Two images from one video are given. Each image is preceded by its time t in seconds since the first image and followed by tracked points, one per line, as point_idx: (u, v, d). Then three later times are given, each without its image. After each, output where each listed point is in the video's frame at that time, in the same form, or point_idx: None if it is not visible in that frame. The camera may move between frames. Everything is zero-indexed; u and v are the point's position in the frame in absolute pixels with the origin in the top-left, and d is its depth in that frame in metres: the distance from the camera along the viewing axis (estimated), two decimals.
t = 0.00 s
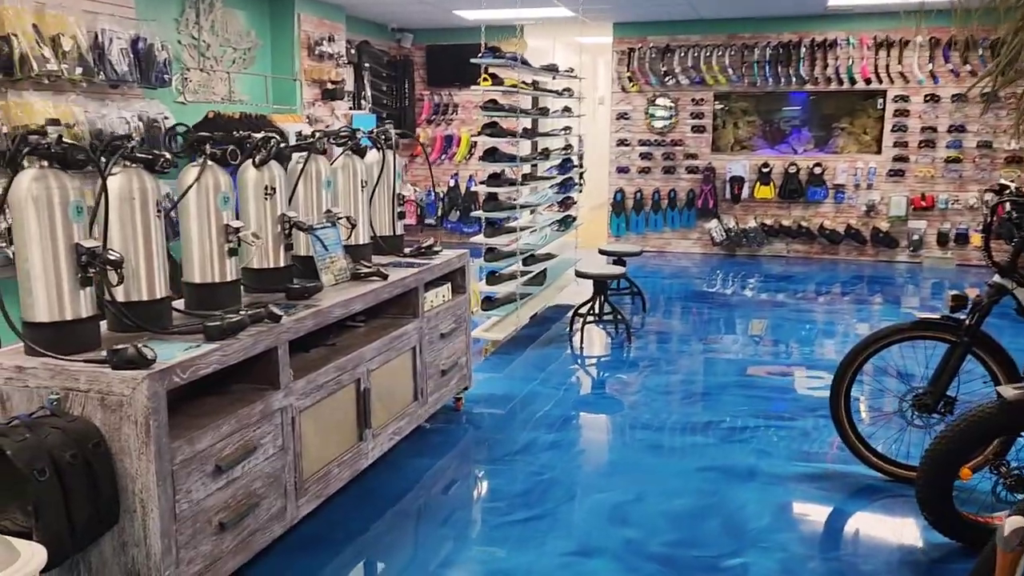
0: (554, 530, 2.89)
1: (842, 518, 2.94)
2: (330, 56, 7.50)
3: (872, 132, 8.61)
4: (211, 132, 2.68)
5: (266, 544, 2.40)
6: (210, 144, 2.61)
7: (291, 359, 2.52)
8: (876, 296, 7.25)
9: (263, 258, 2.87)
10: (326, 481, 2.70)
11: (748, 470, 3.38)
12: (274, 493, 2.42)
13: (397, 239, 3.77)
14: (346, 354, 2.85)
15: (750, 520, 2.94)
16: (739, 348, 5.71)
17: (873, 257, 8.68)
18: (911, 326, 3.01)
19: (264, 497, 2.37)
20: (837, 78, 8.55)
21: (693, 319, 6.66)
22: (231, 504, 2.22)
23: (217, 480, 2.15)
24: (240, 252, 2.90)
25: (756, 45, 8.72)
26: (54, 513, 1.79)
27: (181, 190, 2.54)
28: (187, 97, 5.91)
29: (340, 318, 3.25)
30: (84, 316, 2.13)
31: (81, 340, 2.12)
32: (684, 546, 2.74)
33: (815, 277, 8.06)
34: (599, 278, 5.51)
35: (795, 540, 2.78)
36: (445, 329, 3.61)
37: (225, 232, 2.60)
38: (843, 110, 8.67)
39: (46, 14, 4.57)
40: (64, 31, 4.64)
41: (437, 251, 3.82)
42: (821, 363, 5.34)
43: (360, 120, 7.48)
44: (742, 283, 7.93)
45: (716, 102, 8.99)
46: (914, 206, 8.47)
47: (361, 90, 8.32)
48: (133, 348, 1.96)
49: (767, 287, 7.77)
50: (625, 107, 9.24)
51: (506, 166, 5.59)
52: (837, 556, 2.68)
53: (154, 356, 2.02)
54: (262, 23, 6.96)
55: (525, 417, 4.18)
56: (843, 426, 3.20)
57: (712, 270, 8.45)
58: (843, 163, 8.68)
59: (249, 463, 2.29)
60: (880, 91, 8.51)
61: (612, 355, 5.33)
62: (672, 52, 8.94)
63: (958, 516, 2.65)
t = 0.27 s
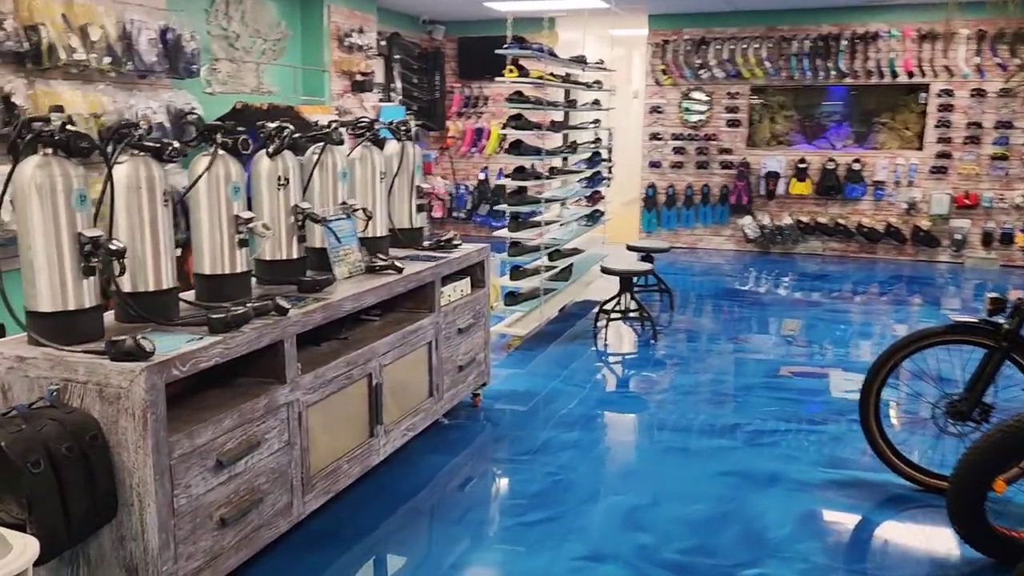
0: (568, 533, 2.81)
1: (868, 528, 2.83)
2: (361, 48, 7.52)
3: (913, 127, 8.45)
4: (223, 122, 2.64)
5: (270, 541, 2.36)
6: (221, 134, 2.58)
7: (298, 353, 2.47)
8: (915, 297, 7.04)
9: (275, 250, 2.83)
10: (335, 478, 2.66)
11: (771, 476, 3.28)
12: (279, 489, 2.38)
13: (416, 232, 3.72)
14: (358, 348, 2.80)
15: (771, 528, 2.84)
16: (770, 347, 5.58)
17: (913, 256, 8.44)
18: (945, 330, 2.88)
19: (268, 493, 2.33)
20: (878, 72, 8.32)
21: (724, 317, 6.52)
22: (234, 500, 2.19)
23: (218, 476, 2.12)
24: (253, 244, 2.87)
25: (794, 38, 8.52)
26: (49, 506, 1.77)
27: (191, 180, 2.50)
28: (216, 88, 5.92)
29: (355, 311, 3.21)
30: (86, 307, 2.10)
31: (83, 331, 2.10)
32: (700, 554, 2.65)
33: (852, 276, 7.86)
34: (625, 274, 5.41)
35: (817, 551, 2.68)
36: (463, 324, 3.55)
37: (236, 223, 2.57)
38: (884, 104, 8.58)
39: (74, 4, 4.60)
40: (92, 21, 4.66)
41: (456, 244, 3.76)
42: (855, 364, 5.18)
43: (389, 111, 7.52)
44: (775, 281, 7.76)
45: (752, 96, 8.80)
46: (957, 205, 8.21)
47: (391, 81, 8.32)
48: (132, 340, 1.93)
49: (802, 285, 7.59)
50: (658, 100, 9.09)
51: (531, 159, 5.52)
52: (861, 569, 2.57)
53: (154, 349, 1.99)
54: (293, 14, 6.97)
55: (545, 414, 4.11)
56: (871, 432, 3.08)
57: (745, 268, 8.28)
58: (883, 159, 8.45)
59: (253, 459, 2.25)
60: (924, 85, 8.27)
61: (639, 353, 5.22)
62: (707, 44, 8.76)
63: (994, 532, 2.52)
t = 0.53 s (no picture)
0: (573, 539, 2.75)
1: (885, 543, 2.72)
2: (386, 43, 7.55)
3: (951, 127, 8.28)
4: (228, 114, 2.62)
5: (265, 540, 2.33)
6: (226, 126, 2.55)
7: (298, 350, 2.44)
8: (950, 302, 6.84)
9: (281, 244, 2.80)
10: (335, 477, 2.62)
11: (786, 485, 3.18)
12: (276, 488, 2.34)
13: (429, 229, 3.68)
14: (362, 346, 2.76)
15: (784, 540, 2.75)
16: (795, 351, 5.45)
17: (948, 260, 8.22)
18: (972, 338, 2.75)
19: (264, 492, 2.30)
20: (915, 70, 8.12)
21: (750, 319, 6.39)
22: (227, 498, 2.15)
23: (211, 473, 2.08)
24: (260, 238, 2.84)
25: (829, 35, 8.34)
26: (34, 501, 1.75)
27: (195, 173, 2.48)
28: (240, 83, 5.93)
29: (364, 308, 3.17)
30: (82, 300, 2.08)
31: (78, 324, 2.07)
32: (707, 565, 2.57)
33: (883, 279, 7.67)
34: (645, 275, 5.32)
35: (830, 565, 2.58)
36: (475, 322, 3.50)
37: (239, 216, 2.54)
38: (921, 103, 8.44)
39: None
40: (115, 14, 4.69)
41: (470, 242, 3.71)
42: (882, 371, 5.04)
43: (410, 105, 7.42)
44: (805, 283, 7.60)
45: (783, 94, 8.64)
46: (994, 208, 7.98)
47: (416, 77, 8.33)
48: (123, 335, 1.90)
49: (831, 288, 7.43)
50: (688, 98, 8.96)
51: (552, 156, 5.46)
52: None
53: (146, 344, 1.96)
54: (319, 9, 6.97)
55: (558, 415, 4.04)
56: (892, 442, 2.96)
57: (774, 269, 8.12)
58: (918, 160, 8.24)
59: (248, 457, 2.21)
60: (962, 85, 8.05)
61: (659, 354, 5.13)
62: (739, 41, 8.60)
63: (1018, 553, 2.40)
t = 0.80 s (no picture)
0: (575, 543, 2.67)
1: (900, 553, 2.61)
2: (408, 39, 7.53)
3: (983, 129, 8.01)
4: (228, 105, 2.58)
5: (258, 537, 2.27)
6: (225, 117, 2.52)
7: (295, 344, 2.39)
8: (981, 306, 6.65)
9: (284, 237, 2.76)
10: (334, 475, 2.56)
11: (800, 491, 3.07)
12: (270, 484, 2.29)
13: (439, 224, 3.62)
14: (363, 341, 2.71)
15: (795, 547, 2.65)
16: (817, 354, 5.31)
17: (980, 263, 8.01)
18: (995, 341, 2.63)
19: (257, 488, 2.24)
20: (947, 69, 7.93)
21: (772, 321, 6.26)
22: (217, 494, 2.10)
23: (200, 468, 2.04)
24: (262, 231, 2.79)
25: (858, 33, 8.16)
26: (12, 492, 1.71)
27: (193, 163, 2.44)
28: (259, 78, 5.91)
29: (369, 304, 3.12)
30: (71, 289, 2.04)
31: (67, 314, 2.04)
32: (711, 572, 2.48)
33: (912, 282, 7.49)
34: (663, 275, 5.22)
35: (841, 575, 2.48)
36: (483, 320, 3.43)
37: (238, 208, 2.50)
38: (954, 103, 8.22)
39: None
40: (133, 8, 4.70)
41: (480, 238, 3.65)
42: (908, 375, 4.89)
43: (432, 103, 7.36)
44: (831, 286, 7.44)
45: (811, 93, 8.48)
46: None
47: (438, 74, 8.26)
48: (107, 326, 1.86)
49: (858, 291, 7.27)
50: (713, 97, 8.83)
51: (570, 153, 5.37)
52: None
53: (132, 335, 1.92)
54: (340, 5, 6.96)
55: (571, 415, 3.96)
56: (909, 448, 2.85)
57: (800, 271, 7.97)
58: (950, 160, 8.04)
59: (240, 452, 2.16)
60: (996, 84, 7.85)
61: (677, 356, 5.03)
62: (766, 39, 8.46)
63: None
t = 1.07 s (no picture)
0: (584, 555, 2.57)
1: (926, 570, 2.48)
2: (430, 41, 7.49)
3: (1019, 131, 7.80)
4: (231, 100, 2.53)
5: (255, 544, 2.20)
6: (228, 112, 2.46)
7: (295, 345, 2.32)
8: (1016, 314, 6.44)
9: (288, 236, 2.70)
10: (336, 480, 2.49)
11: (822, 503, 2.95)
12: (268, 489, 2.22)
13: (452, 224, 3.55)
14: (368, 343, 2.63)
15: (815, 561, 2.53)
16: (844, 361, 5.16)
17: (1015, 269, 7.77)
18: None
19: (254, 493, 2.17)
20: (981, 69, 7.72)
21: (798, 328, 6.10)
22: (211, 499, 2.04)
23: (192, 472, 1.97)
24: (267, 229, 2.74)
25: (889, 33, 7.98)
26: None
27: (194, 159, 2.39)
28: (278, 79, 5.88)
29: (377, 305, 3.05)
30: (64, 286, 2.00)
31: (59, 311, 1.99)
32: None
33: (944, 288, 7.28)
34: (684, 279, 5.10)
35: None
36: (495, 322, 3.34)
37: (240, 205, 2.44)
38: (988, 105, 8.04)
39: None
40: (152, 9, 4.68)
41: (493, 239, 3.57)
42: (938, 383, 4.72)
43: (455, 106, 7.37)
44: (859, 292, 7.25)
45: (840, 95, 8.31)
46: None
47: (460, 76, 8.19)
48: (95, 323, 1.80)
49: (888, 297, 7.07)
50: (739, 99, 8.68)
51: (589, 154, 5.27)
52: None
53: (121, 334, 1.86)
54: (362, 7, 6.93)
55: (586, 421, 3.85)
56: (935, 460, 2.72)
57: (827, 277, 7.79)
58: (983, 163, 7.82)
59: (235, 455, 2.09)
60: None
61: (699, 361, 4.90)
62: (793, 40, 8.30)
63: None
